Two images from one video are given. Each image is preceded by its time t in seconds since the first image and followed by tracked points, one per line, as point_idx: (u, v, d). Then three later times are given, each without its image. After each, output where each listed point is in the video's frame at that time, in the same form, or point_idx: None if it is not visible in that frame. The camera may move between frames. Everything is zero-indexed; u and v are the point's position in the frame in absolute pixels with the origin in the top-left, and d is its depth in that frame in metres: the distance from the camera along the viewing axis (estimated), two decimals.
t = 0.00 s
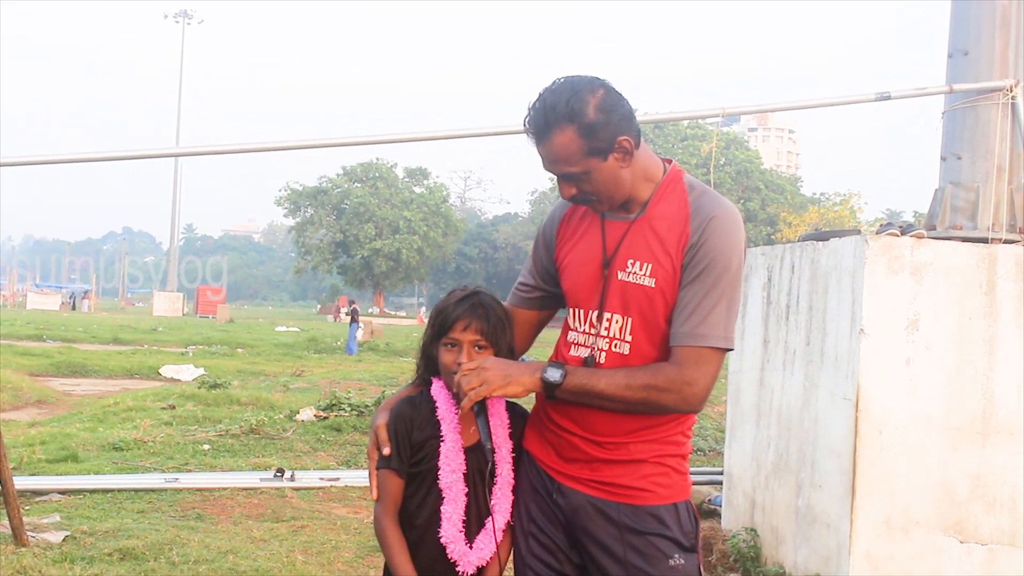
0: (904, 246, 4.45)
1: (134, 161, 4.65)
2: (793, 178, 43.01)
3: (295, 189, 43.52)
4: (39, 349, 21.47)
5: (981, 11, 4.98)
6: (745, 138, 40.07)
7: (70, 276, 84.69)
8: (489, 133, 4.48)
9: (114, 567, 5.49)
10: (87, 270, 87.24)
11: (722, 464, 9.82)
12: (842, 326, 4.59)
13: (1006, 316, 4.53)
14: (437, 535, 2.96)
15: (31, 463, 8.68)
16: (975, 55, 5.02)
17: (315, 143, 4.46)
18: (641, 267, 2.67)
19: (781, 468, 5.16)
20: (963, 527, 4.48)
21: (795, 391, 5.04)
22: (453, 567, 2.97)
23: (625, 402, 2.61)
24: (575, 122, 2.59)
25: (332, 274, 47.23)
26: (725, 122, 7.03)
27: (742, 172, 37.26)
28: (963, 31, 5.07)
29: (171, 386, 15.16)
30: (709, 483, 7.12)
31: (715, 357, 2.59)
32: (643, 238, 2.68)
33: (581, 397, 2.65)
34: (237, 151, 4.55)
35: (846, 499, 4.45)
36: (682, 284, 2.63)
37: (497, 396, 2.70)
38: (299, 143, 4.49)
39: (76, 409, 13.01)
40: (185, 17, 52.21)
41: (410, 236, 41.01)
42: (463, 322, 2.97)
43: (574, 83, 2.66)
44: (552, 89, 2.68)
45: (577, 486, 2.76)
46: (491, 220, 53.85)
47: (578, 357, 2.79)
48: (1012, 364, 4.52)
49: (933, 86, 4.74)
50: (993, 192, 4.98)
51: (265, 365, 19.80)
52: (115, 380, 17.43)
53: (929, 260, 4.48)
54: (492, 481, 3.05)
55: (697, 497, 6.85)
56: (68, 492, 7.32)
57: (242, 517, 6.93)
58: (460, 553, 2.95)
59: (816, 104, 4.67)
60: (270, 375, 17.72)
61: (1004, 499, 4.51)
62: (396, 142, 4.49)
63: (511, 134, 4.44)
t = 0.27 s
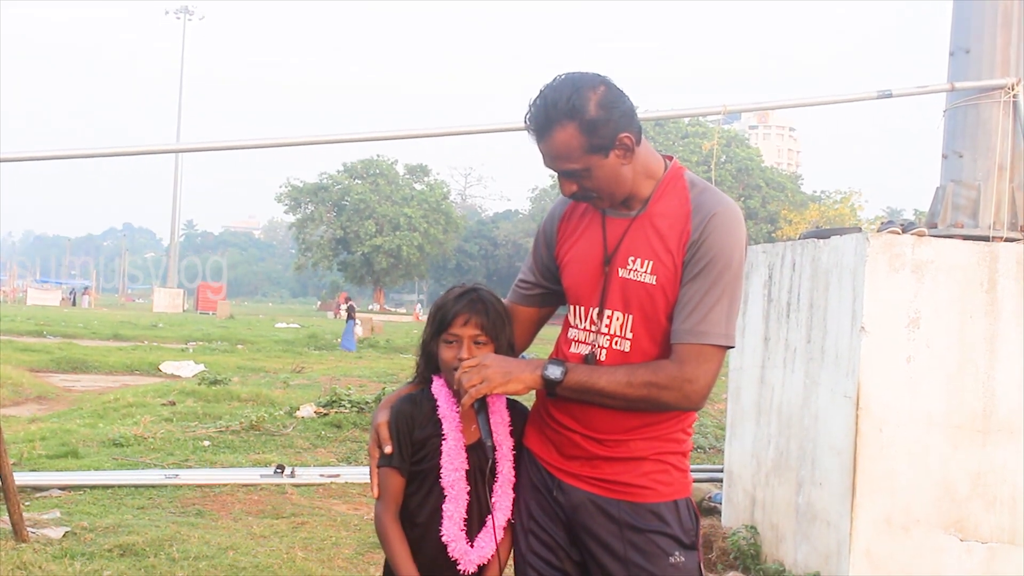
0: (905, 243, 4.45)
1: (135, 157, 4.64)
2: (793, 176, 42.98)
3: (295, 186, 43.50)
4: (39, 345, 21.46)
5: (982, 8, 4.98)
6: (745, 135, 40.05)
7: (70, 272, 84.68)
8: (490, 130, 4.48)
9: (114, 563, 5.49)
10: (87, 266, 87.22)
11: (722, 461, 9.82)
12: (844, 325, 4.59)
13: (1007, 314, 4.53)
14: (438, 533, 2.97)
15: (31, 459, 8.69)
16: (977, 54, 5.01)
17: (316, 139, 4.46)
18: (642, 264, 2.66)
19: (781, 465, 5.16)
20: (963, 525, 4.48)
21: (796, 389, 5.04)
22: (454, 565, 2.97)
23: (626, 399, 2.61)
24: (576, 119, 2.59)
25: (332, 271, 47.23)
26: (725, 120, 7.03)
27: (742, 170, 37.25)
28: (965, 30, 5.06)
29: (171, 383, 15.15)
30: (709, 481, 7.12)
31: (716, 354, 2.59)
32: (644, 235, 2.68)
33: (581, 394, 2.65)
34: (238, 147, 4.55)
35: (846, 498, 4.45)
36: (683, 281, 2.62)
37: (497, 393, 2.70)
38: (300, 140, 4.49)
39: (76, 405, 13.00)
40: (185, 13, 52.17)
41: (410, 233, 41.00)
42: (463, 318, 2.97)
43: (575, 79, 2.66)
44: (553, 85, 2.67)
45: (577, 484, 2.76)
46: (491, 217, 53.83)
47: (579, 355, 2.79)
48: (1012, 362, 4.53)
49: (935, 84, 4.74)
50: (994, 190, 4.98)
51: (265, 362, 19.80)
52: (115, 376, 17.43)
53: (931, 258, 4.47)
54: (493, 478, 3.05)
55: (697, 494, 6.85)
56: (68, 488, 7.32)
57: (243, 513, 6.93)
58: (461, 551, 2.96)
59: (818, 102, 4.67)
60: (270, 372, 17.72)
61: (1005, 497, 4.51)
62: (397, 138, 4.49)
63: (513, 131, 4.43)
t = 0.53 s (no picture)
0: (905, 242, 4.44)
1: (135, 154, 4.64)
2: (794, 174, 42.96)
3: (295, 183, 43.48)
4: (39, 342, 21.45)
5: (982, 6, 4.97)
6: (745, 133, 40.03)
7: (70, 270, 84.66)
8: (490, 127, 4.47)
9: (113, 561, 5.49)
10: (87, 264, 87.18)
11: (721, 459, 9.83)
12: (844, 322, 4.58)
13: (1007, 312, 4.53)
14: (435, 530, 2.96)
15: (31, 457, 8.69)
16: (977, 52, 5.01)
17: (316, 137, 4.46)
18: (641, 262, 2.66)
19: (781, 463, 5.15)
20: (963, 523, 4.48)
21: (795, 387, 5.04)
22: (451, 562, 2.97)
23: (625, 397, 2.60)
24: (575, 117, 2.58)
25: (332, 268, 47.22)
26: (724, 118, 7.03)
27: (742, 168, 37.24)
28: (965, 28, 5.06)
29: (171, 380, 15.15)
30: (709, 479, 7.12)
31: (715, 352, 2.58)
32: (644, 233, 2.67)
33: (580, 392, 2.64)
34: (238, 145, 4.55)
35: (846, 496, 4.44)
36: (682, 279, 2.62)
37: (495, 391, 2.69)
38: (300, 138, 4.49)
39: (76, 402, 13.00)
40: (184, 10, 52.15)
41: (410, 231, 40.99)
42: (458, 315, 2.97)
43: (574, 77, 2.65)
44: (551, 83, 2.67)
45: (577, 482, 2.75)
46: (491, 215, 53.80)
47: (578, 353, 2.79)
48: (1013, 360, 4.52)
49: (936, 82, 4.73)
50: (994, 188, 4.98)
51: (265, 359, 19.78)
52: (115, 373, 17.42)
53: (931, 256, 4.47)
54: (491, 476, 3.05)
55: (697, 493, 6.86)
56: (68, 485, 7.32)
57: (243, 511, 6.94)
58: (457, 548, 2.95)
59: (818, 100, 4.66)
60: (270, 369, 17.70)
61: (1004, 496, 4.51)
62: (397, 136, 4.49)
63: (513, 129, 4.43)
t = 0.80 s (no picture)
0: (905, 240, 4.44)
1: (135, 153, 4.64)
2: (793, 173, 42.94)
3: (295, 182, 43.47)
4: (39, 341, 21.46)
5: (982, 5, 4.97)
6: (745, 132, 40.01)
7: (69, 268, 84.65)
8: (490, 126, 4.47)
9: (113, 559, 5.50)
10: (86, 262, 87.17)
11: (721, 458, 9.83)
12: (843, 321, 4.58)
13: (1007, 310, 4.53)
14: (433, 528, 2.96)
15: (31, 455, 8.69)
16: (977, 50, 5.01)
17: (316, 136, 4.46)
18: (639, 259, 2.66)
19: (781, 462, 5.15)
20: (963, 522, 4.48)
21: (795, 385, 5.04)
22: (450, 561, 2.97)
23: (624, 395, 2.60)
24: (573, 115, 2.58)
25: (332, 267, 47.22)
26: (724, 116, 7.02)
27: (742, 166, 37.23)
28: (965, 26, 5.06)
29: (171, 379, 15.15)
30: (709, 478, 7.12)
31: (712, 350, 2.58)
32: (642, 231, 2.67)
33: (578, 390, 2.64)
34: (238, 144, 4.55)
35: (846, 494, 4.44)
36: (680, 277, 2.62)
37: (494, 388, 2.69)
38: (300, 136, 4.49)
39: (76, 401, 13.00)
40: (184, 8, 52.16)
41: (410, 229, 40.98)
42: (454, 315, 2.97)
43: (572, 75, 2.65)
44: (549, 81, 2.67)
45: (576, 480, 2.75)
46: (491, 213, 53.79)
47: (576, 351, 2.78)
48: (1012, 359, 4.52)
49: (935, 80, 4.73)
50: (994, 186, 4.98)
51: (265, 358, 19.78)
52: (114, 372, 17.42)
53: (930, 254, 4.47)
54: (489, 475, 3.04)
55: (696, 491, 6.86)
56: (68, 484, 7.32)
57: (242, 509, 6.93)
58: (456, 547, 2.95)
59: (818, 98, 4.67)
60: (270, 368, 17.70)
61: (1004, 494, 4.51)
62: (397, 134, 4.49)
63: (512, 128, 4.43)
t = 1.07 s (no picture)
0: (904, 240, 4.44)
1: (136, 152, 4.64)
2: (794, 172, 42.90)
3: (295, 181, 43.46)
4: (39, 340, 21.47)
5: (982, 4, 4.97)
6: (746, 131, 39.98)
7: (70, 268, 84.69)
8: (490, 126, 4.47)
9: (113, 559, 5.50)
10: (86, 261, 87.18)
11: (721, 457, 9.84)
12: (843, 321, 4.58)
13: (1007, 310, 4.53)
14: (432, 526, 2.96)
15: (31, 454, 8.69)
16: (977, 50, 5.00)
17: (316, 135, 4.47)
18: (637, 259, 2.66)
19: (781, 461, 5.15)
20: (962, 521, 4.48)
21: (795, 385, 5.04)
22: (447, 559, 2.96)
23: (622, 394, 2.60)
24: (571, 115, 2.58)
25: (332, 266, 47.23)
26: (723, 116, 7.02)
27: (742, 166, 37.20)
28: (965, 26, 5.05)
29: (171, 378, 15.16)
30: (708, 477, 7.12)
31: (710, 349, 2.59)
32: (640, 231, 2.68)
33: (576, 389, 2.64)
34: (239, 143, 4.55)
35: (846, 494, 4.45)
36: (678, 276, 2.62)
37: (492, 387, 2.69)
38: (300, 136, 4.49)
39: (76, 400, 13.01)
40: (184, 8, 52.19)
41: (410, 229, 40.98)
42: (447, 319, 2.97)
43: (569, 74, 2.65)
44: (547, 81, 2.67)
45: (575, 480, 2.76)
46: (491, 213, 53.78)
47: (574, 350, 2.79)
48: (1012, 359, 4.53)
49: (935, 80, 4.73)
50: (994, 186, 4.98)
51: (265, 357, 19.80)
52: (115, 371, 17.43)
53: (930, 254, 4.47)
54: (489, 473, 3.05)
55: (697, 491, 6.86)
56: (68, 483, 7.32)
57: (243, 509, 6.94)
58: (453, 545, 2.94)
59: (818, 98, 4.67)
60: (270, 367, 17.71)
61: (1004, 494, 4.51)
62: (397, 134, 4.49)
63: (512, 127, 4.43)
